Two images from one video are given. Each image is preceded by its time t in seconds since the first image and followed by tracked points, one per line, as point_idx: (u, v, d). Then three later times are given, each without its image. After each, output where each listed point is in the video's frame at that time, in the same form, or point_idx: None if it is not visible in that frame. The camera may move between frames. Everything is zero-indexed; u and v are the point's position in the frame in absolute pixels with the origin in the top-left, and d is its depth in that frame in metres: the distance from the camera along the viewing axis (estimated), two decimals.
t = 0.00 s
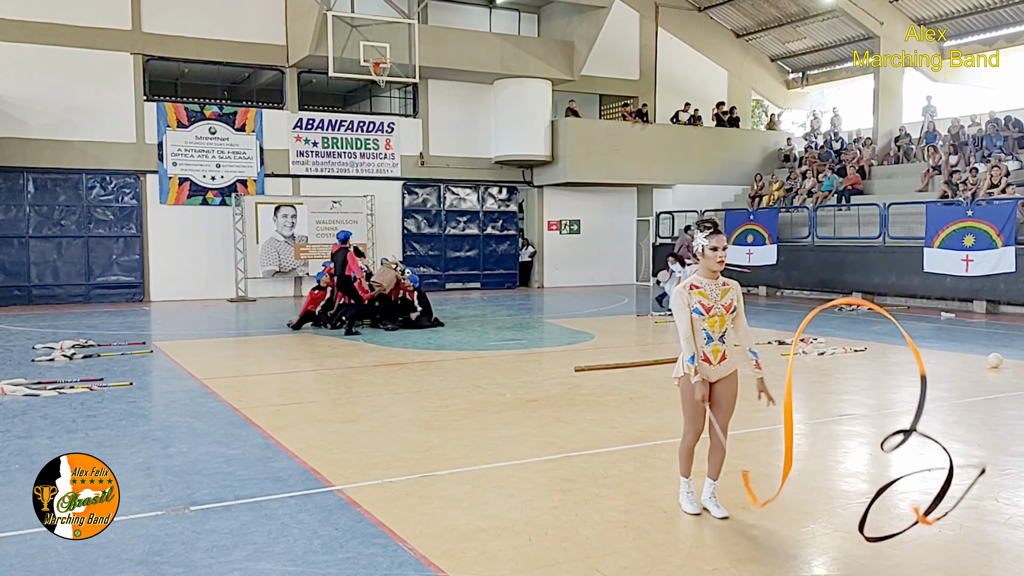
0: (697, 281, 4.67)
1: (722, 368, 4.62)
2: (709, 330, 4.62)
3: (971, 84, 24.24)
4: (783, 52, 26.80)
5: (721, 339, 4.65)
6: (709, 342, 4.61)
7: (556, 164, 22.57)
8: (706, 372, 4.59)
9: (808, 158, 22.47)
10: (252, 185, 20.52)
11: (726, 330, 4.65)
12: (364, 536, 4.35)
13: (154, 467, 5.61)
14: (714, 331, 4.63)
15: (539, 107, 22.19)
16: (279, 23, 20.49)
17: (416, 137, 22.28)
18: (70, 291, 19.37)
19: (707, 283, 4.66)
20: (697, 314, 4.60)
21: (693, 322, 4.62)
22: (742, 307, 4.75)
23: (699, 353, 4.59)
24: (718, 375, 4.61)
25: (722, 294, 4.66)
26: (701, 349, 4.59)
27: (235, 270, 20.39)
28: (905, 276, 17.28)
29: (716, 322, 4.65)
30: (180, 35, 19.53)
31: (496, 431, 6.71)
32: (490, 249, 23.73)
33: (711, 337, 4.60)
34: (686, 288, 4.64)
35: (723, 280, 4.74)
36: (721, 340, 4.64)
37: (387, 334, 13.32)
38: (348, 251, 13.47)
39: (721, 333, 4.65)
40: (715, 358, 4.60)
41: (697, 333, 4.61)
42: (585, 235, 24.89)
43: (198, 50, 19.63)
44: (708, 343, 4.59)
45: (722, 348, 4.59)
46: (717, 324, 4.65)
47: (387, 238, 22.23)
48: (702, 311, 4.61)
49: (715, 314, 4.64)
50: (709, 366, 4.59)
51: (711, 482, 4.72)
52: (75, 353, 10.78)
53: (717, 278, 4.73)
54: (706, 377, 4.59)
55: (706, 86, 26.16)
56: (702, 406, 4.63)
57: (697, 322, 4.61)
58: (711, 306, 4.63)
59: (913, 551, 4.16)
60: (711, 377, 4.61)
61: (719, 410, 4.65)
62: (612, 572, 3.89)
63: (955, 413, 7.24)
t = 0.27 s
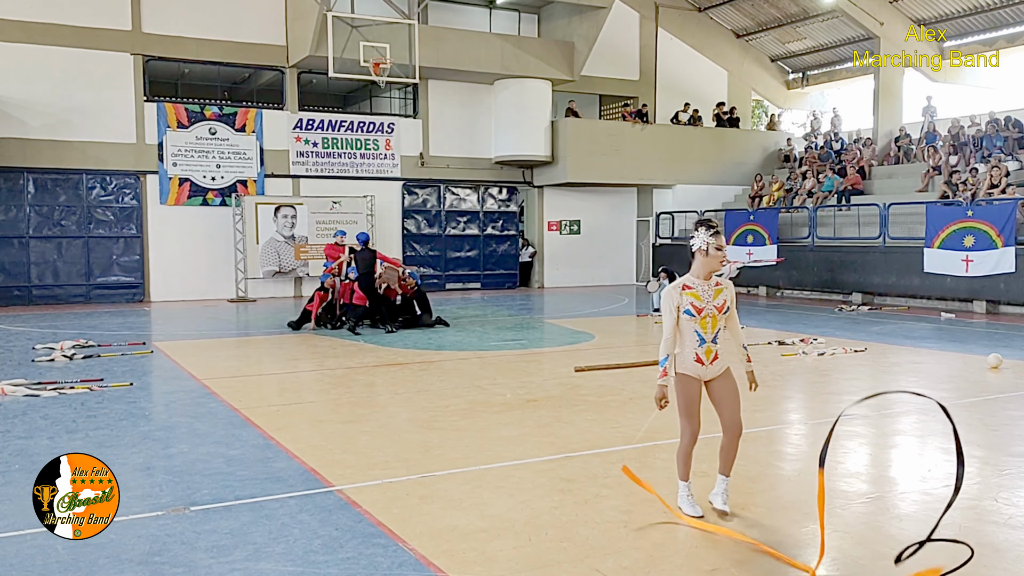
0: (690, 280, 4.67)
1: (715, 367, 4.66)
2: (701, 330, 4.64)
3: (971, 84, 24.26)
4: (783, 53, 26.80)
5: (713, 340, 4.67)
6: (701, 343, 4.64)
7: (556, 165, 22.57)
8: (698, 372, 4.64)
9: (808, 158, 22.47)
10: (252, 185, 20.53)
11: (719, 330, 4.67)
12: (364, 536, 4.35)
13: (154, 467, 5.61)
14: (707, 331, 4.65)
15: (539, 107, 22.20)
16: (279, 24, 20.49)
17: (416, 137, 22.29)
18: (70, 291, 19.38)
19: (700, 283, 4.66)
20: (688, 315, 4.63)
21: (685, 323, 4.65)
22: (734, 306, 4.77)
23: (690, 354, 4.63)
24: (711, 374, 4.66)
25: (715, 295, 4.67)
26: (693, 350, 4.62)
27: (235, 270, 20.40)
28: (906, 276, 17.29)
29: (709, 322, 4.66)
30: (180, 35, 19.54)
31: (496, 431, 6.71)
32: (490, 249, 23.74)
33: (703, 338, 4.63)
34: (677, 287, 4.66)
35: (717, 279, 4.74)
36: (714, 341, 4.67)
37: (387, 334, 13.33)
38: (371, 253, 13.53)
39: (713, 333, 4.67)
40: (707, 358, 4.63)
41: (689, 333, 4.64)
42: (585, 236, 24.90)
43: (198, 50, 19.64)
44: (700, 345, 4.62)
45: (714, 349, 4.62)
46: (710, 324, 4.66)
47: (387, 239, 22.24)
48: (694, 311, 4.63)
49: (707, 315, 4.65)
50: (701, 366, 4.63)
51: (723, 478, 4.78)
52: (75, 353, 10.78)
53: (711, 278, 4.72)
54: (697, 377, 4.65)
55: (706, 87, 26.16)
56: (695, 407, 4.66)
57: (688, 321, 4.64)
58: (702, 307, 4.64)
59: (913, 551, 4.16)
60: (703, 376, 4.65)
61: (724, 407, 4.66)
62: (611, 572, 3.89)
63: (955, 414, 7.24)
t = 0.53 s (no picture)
0: (683, 284, 4.71)
1: (711, 371, 4.70)
2: (699, 334, 4.66)
3: (971, 84, 24.27)
4: (784, 53, 26.80)
5: (711, 343, 4.70)
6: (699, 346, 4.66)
7: (556, 165, 22.58)
8: (695, 375, 4.66)
9: (808, 158, 22.47)
10: (252, 186, 20.54)
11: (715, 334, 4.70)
12: (365, 536, 4.35)
13: (155, 467, 5.61)
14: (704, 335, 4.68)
15: (539, 108, 22.21)
16: (279, 24, 20.50)
17: (416, 138, 22.30)
18: (70, 291, 19.38)
19: (694, 286, 4.69)
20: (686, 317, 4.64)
21: (683, 326, 4.65)
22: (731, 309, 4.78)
23: (688, 358, 4.65)
24: (709, 378, 4.71)
25: (710, 296, 4.67)
26: (691, 353, 4.64)
27: (235, 271, 20.41)
28: (906, 276, 17.28)
29: (706, 325, 4.67)
30: (181, 36, 19.54)
31: (497, 432, 6.72)
32: (490, 249, 23.74)
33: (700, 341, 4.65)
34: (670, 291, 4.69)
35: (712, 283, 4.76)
36: (710, 344, 4.70)
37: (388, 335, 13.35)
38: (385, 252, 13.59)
39: (710, 337, 4.70)
40: (704, 362, 4.66)
41: (687, 336, 4.65)
42: (585, 236, 24.90)
43: (198, 50, 19.65)
44: (698, 348, 4.64)
45: (711, 352, 4.65)
46: (706, 327, 4.67)
47: (387, 239, 22.24)
48: (690, 315, 4.64)
49: (704, 317, 4.66)
50: (698, 370, 4.65)
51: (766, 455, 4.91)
52: (75, 353, 10.80)
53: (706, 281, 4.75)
54: (694, 380, 4.66)
55: (706, 87, 26.17)
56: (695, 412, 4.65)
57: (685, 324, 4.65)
58: (698, 309, 4.65)
59: (913, 551, 4.16)
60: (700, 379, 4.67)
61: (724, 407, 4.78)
62: (612, 572, 3.89)
63: (955, 414, 7.24)
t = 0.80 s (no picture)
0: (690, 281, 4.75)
1: (719, 366, 4.75)
2: (711, 328, 4.71)
3: (972, 85, 24.27)
4: (784, 53, 26.80)
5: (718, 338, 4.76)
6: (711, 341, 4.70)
7: (557, 166, 22.58)
8: (708, 370, 4.67)
9: (808, 158, 22.47)
10: (252, 186, 20.54)
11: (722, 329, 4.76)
12: (366, 537, 4.35)
13: (156, 468, 5.62)
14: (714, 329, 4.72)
15: (539, 108, 22.21)
16: (280, 25, 20.50)
17: (417, 138, 22.30)
18: (70, 292, 19.37)
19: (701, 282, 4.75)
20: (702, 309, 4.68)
21: (697, 319, 4.68)
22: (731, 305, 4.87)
23: (702, 351, 4.66)
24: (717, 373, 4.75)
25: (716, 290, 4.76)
26: (705, 347, 4.66)
27: (236, 271, 20.42)
28: (907, 277, 17.27)
29: (714, 320, 4.72)
30: (181, 36, 19.54)
31: (497, 432, 6.72)
32: (491, 250, 23.74)
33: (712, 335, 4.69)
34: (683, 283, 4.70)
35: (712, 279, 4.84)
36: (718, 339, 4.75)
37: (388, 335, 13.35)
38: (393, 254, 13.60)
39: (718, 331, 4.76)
40: (716, 356, 4.71)
41: (701, 330, 4.69)
42: (585, 236, 24.89)
43: (198, 51, 19.65)
44: (711, 342, 4.68)
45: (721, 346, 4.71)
46: (715, 322, 4.72)
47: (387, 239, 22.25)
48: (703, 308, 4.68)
49: (713, 311, 4.72)
50: (711, 364, 4.68)
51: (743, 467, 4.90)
52: (76, 354, 10.79)
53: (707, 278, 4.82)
54: (707, 374, 4.67)
55: (706, 87, 26.16)
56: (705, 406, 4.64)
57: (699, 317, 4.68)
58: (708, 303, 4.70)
59: (914, 551, 4.16)
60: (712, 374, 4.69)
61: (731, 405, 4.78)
62: (612, 573, 3.89)
63: (956, 414, 7.23)
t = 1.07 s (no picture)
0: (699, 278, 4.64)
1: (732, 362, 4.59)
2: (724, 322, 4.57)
3: (971, 85, 24.27)
4: (784, 53, 26.80)
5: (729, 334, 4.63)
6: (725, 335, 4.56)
7: (557, 166, 22.59)
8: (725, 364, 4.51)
9: (809, 158, 22.49)
10: (252, 187, 20.55)
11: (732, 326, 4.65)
12: (366, 537, 4.35)
13: (155, 467, 5.62)
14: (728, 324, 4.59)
15: (539, 109, 22.21)
16: (280, 25, 20.51)
17: (417, 139, 22.30)
18: (71, 292, 19.36)
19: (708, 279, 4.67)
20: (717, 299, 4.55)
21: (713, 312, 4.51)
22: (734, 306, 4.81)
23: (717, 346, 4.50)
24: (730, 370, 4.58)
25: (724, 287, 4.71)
26: (721, 340, 4.51)
27: (237, 272, 20.43)
28: (907, 277, 17.26)
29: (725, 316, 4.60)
30: (181, 37, 19.55)
31: (497, 432, 6.71)
32: (491, 250, 23.74)
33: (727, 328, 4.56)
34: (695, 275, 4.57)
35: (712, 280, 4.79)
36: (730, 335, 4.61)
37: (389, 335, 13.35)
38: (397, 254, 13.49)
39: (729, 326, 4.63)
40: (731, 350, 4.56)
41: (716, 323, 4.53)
42: (585, 237, 24.89)
43: (198, 51, 19.66)
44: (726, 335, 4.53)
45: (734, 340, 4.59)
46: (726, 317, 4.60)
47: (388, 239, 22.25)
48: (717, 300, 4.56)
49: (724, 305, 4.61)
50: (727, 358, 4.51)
51: (713, 479, 4.72)
52: (76, 354, 10.80)
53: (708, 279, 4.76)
54: (724, 369, 4.51)
55: (706, 88, 26.16)
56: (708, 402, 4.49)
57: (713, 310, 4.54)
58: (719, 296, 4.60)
59: (914, 551, 4.16)
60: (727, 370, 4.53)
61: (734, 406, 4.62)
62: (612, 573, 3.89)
63: (957, 415, 7.22)
